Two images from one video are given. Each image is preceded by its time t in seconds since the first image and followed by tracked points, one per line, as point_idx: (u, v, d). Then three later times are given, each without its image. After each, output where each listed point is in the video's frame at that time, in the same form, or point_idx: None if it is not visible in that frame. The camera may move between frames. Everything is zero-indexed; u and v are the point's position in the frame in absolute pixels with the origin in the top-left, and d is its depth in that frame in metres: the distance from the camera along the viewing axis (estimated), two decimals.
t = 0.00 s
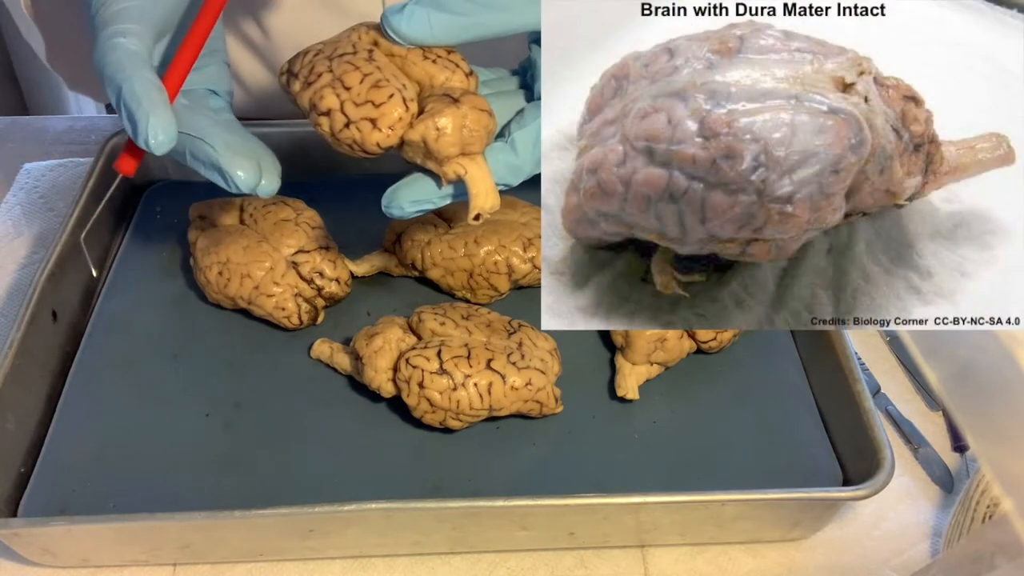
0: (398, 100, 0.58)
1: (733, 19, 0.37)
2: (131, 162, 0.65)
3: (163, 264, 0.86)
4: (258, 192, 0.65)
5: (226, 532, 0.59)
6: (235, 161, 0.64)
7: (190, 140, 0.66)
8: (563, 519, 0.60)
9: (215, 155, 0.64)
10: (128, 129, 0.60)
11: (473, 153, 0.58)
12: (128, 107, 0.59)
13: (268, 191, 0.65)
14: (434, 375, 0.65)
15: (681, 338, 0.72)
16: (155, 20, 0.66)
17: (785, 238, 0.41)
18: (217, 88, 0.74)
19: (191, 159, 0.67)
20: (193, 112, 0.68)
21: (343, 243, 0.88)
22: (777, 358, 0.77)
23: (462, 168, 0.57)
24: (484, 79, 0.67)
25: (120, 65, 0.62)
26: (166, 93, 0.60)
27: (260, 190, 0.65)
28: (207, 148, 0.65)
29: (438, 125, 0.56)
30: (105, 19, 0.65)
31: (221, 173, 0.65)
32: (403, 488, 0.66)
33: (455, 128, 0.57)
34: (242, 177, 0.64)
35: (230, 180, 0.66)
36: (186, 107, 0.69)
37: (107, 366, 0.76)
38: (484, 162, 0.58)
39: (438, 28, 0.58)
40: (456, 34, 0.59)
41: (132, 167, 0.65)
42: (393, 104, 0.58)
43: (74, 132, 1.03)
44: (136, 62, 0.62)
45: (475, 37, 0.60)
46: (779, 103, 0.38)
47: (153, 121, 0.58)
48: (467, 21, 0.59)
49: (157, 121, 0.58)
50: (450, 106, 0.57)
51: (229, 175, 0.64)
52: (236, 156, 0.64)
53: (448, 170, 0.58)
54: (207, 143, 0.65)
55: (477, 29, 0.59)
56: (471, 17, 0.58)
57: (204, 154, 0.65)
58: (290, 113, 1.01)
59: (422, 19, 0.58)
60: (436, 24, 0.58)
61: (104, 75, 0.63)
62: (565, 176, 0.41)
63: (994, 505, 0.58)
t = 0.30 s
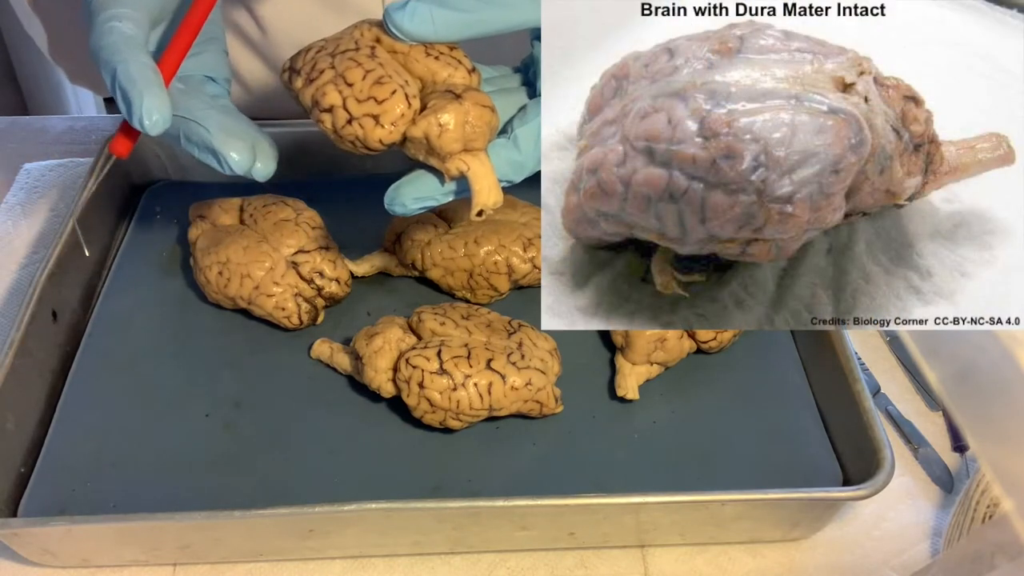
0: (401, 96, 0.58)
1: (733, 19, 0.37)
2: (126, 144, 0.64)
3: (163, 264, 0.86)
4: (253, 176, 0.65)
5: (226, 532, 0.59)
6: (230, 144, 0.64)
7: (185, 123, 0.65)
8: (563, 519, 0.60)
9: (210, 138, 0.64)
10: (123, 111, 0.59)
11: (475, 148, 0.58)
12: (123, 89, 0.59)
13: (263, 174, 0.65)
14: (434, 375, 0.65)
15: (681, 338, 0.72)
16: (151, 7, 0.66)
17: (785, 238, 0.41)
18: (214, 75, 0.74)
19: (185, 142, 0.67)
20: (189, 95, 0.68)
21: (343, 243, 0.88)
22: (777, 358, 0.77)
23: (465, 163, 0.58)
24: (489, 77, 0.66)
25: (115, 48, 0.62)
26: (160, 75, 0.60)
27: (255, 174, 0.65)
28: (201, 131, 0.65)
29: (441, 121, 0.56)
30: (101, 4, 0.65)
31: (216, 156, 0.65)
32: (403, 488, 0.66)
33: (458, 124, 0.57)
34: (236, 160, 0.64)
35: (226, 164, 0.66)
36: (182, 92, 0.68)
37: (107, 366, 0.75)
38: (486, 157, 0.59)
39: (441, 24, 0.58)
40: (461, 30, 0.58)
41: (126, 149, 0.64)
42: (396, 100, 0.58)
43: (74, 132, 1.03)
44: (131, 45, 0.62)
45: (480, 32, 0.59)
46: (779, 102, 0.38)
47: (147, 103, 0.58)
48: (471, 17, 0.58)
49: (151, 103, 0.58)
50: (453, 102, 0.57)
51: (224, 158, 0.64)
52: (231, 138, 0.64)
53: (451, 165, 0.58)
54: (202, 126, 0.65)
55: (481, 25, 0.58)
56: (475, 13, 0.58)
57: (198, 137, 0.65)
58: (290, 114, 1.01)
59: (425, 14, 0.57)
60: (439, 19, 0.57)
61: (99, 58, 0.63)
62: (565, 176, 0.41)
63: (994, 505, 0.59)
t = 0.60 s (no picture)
0: (405, 108, 0.59)
1: (733, 19, 0.37)
2: (120, 120, 0.64)
3: (163, 264, 0.86)
4: (247, 156, 0.65)
5: (226, 532, 0.59)
6: (225, 123, 0.64)
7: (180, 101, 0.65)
8: (563, 519, 0.60)
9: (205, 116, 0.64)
10: (118, 85, 0.60)
11: (479, 160, 0.58)
12: (119, 64, 0.59)
13: (257, 156, 0.65)
14: (434, 375, 0.65)
15: (681, 338, 0.72)
16: None
17: (785, 238, 0.41)
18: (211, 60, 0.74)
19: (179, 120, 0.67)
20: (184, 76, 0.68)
21: (343, 243, 0.88)
22: (777, 358, 0.77)
23: (470, 176, 0.58)
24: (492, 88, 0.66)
25: (111, 25, 0.62)
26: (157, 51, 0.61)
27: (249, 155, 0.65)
28: (196, 110, 0.64)
29: (445, 134, 0.57)
30: None
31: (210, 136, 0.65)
32: (403, 488, 0.66)
33: (463, 137, 0.57)
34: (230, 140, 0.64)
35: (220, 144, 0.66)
36: (178, 72, 0.68)
37: (107, 366, 0.75)
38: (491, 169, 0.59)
39: (445, 35, 0.58)
40: (463, 39, 0.58)
41: (121, 126, 0.64)
42: (400, 112, 0.58)
43: (74, 132, 1.03)
44: (128, 23, 0.62)
45: (481, 43, 0.59)
46: (779, 102, 0.38)
47: (143, 77, 0.58)
48: (473, 28, 0.58)
49: (147, 78, 0.58)
50: (457, 114, 0.57)
51: (219, 138, 0.64)
52: (226, 117, 0.64)
53: (455, 178, 0.58)
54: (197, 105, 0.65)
55: (485, 35, 0.58)
56: (479, 24, 0.58)
57: (192, 114, 0.65)
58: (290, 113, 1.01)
59: (428, 25, 0.58)
60: (443, 30, 0.58)
61: (95, 34, 0.63)
62: (565, 176, 0.41)
63: (994, 505, 0.59)
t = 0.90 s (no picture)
0: (402, 113, 0.59)
1: (733, 19, 0.37)
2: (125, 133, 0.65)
3: (163, 264, 0.86)
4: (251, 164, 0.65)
5: (225, 532, 0.59)
6: (228, 130, 0.63)
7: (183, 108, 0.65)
8: (563, 519, 0.60)
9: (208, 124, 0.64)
10: (121, 93, 0.60)
11: (477, 166, 0.58)
12: (121, 72, 0.59)
13: (261, 162, 0.65)
14: (434, 375, 0.65)
15: (681, 338, 0.72)
16: None
17: (785, 238, 0.41)
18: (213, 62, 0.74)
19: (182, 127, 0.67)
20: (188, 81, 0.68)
21: (343, 243, 0.88)
22: (777, 358, 0.77)
23: (467, 182, 0.57)
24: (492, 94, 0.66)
25: (114, 32, 0.62)
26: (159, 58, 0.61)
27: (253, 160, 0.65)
28: (198, 117, 0.64)
29: (442, 139, 0.56)
30: None
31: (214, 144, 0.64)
32: (403, 488, 0.66)
33: (460, 142, 0.56)
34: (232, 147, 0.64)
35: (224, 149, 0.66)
36: (181, 78, 0.68)
37: (107, 366, 0.75)
38: (488, 175, 0.58)
39: (443, 39, 0.58)
40: (462, 44, 0.58)
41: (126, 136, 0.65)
42: (397, 118, 0.58)
43: (74, 132, 1.03)
44: (131, 29, 0.62)
45: (481, 48, 0.59)
46: (780, 102, 0.38)
47: (145, 86, 0.58)
48: (471, 32, 0.58)
49: (149, 86, 0.58)
50: (454, 120, 0.57)
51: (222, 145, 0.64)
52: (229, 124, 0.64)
53: (452, 184, 0.58)
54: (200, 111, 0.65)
55: (483, 39, 0.58)
56: (478, 28, 0.58)
57: (194, 122, 0.65)
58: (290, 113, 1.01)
59: (426, 28, 0.58)
60: (440, 34, 0.58)
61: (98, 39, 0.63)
62: (565, 176, 0.41)
63: (994, 505, 0.59)
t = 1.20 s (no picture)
0: (406, 120, 0.59)
1: (733, 19, 0.37)
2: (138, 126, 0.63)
3: (163, 264, 0.86)
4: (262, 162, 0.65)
5: (225, 532, 0.59)
6: (242, 127, 0.63)
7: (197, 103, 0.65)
8: (563, 519, 0.60)
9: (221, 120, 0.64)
10: (137, 84, 0.59)
11: (480, 172, 0.58)
12: (139, 63, 0.59)
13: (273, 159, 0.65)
14: (434, 375, 0.65)
15: (681, 338, 0.72)
16: None
17: (785, 238, 0.41)
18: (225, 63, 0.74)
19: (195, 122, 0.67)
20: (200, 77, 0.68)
21: (343, 244, 0.88)
22: (777, 357, 0.77)
23: (470, 188, 0.57)
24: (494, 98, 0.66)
25: (133, 25, 0.62)
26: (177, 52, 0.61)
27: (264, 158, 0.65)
28: (212, 112, 0.64)
29: (445, 146, 0.56)
30: None
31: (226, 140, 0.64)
32: (403, 488, 0.66)
33: (464, 149, 0.56)
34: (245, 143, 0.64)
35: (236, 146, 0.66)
36: (197, 73, 0.68)
37: (107, 366, 0.75)
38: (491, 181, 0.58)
39: (446, 46, 0.58)
40: (464, 51, 0.59)
41: (138, 129, 0.63)
42: (401, 124, 0.58)
43: (74, 132, 1.03)
44: (149, 23, 0.62)
45: (481, 55, 0.59)
46: (779, 102, 0.38)
47: (162, 78, 0.58)
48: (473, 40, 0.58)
49: (167, 78, 0.58)
50: (457, 126, 0.57)
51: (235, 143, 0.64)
52: (242, 121, 0.64)
53: (455, 190, 0.57)
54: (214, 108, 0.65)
55: (485, 46, 0.59)
56: (481, 35, 0.58)
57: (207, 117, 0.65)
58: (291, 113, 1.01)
59: (430, 36, 0.58)
60: (443, 41, 0.58)
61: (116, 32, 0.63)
62: (565, 176, 0.41)
63: (994, 505, 0.59)
